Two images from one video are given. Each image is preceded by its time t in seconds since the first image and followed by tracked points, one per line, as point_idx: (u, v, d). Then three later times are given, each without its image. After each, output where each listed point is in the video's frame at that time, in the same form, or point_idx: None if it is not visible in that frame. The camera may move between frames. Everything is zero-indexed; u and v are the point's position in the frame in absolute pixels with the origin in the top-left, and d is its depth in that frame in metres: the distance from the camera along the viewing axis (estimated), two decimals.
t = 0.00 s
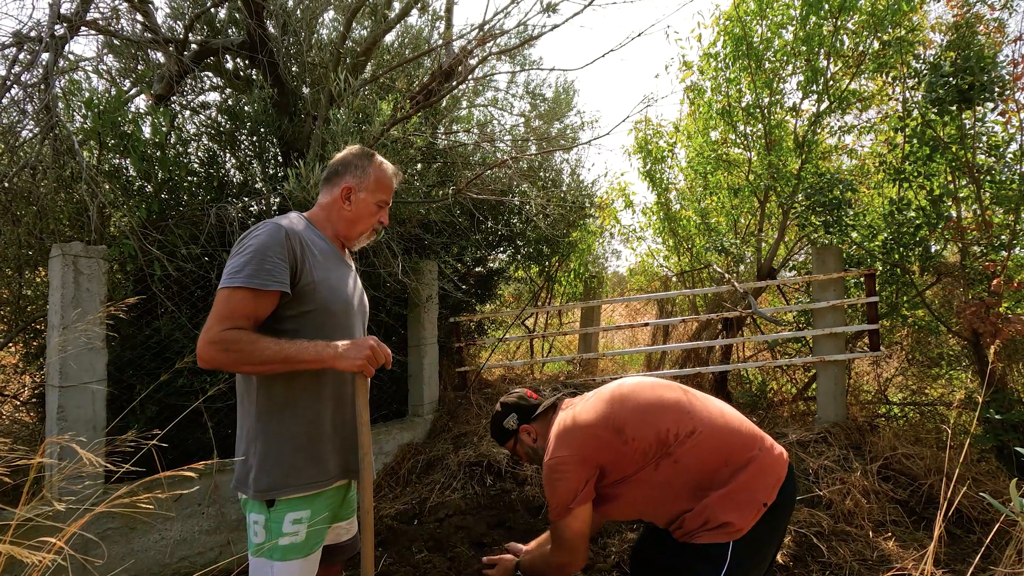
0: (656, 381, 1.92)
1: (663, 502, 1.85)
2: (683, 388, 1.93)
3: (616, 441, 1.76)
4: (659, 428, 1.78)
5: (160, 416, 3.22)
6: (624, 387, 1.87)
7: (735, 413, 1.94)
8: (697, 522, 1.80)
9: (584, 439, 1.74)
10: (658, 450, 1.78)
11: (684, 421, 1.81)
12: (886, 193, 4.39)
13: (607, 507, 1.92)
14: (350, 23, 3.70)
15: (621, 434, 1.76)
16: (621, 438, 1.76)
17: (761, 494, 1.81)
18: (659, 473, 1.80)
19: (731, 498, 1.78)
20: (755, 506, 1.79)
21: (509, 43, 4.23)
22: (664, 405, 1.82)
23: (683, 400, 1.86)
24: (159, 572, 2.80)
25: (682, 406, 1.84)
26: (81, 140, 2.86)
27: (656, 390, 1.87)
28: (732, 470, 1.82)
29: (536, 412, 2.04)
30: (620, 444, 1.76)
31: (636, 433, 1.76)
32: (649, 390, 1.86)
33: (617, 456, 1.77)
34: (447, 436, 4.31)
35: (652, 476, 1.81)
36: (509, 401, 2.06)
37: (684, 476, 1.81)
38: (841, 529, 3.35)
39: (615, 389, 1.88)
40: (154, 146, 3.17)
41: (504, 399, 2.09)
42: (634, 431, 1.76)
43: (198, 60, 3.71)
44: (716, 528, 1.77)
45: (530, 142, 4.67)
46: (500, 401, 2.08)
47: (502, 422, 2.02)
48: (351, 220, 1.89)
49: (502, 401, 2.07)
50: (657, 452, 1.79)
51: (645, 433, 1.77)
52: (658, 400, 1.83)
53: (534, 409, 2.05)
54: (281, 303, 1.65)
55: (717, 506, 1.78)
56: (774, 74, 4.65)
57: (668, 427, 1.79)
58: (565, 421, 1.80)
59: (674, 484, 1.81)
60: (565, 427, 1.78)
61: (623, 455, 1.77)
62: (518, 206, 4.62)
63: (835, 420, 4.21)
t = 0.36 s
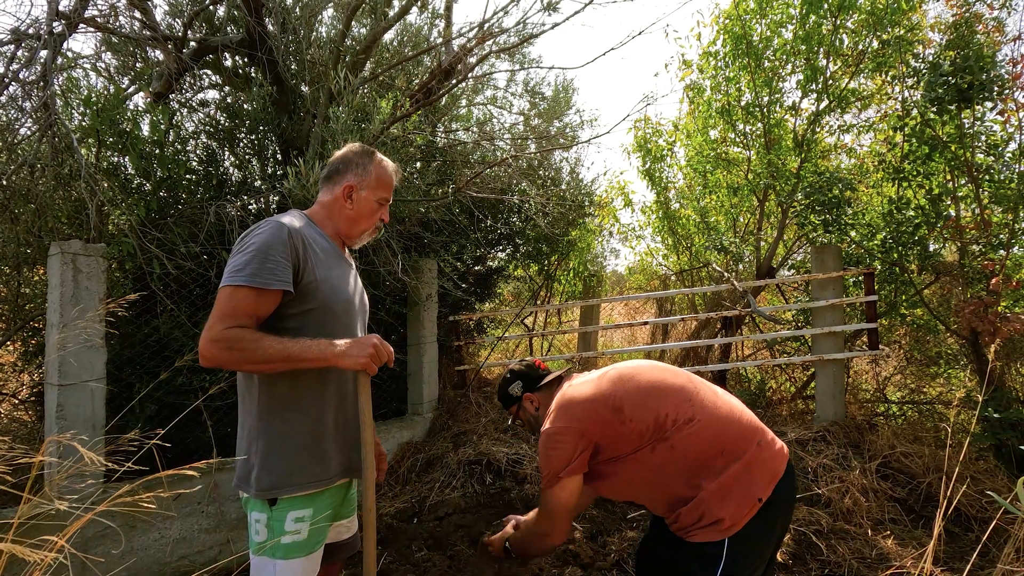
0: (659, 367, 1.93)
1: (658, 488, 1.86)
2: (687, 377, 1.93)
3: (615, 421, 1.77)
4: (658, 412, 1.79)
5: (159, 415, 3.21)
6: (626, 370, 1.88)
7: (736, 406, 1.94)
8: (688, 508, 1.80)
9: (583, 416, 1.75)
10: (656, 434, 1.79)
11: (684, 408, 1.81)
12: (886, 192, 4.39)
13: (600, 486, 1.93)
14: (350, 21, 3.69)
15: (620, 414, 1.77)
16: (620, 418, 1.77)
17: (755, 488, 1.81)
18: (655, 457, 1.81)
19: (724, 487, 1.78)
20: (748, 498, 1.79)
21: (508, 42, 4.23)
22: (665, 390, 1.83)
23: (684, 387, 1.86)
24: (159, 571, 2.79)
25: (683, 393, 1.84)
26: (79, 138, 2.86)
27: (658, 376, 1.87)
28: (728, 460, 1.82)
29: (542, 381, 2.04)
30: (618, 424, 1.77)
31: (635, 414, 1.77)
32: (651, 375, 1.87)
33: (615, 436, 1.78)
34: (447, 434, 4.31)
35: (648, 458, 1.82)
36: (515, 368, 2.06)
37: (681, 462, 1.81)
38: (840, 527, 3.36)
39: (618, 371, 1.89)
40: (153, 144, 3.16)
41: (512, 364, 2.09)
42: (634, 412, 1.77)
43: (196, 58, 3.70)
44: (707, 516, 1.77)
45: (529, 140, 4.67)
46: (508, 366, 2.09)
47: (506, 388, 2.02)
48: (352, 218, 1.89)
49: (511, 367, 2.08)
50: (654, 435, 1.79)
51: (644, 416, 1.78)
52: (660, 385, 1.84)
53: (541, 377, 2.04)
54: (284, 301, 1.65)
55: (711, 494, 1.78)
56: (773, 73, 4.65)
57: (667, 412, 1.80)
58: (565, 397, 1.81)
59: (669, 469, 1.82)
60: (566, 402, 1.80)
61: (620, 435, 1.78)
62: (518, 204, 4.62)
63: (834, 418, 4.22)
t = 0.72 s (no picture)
0: (647, 367, 1.93)
1: (652, 489, 1.86)
2: (676, 376, 1.93)
3: (606, 425, 1.77)
4: (647, 414, 1.79)
5: (155, 412, 3.20)
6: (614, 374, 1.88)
7: (726, 402, 1.94)
8: (682, 506, 1.81)
9: (573, 422, 1.76)
10: (647, 435, 1.80)
11: (674, 408, 1.81)
12: (881, 190, 4.40)
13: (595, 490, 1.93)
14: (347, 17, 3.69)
15: (611, 417, 1.77)
16: (610, 421, 1.77)
17: (748, 482, 1.81)
18: (648, 458, 1.82)
19: (717, 484, 1.79)
20: (741, 494, 1.80)
21: (505, 38, 4.22)
22: (654, 391, 1.83)
23: (673, 387, 1.86)
24: (154, 569, 2.78)
25: (672, 392, 1.85)
26: (73, 134, 2.85)
27: (646, 378, 1.88)
28: (720, 457, 1.82)
29: (536, 395, 2.04)
30: (609, 428, 1.77)
31: (625, 417, 1.78)
32: (640, 378, 1.87)
33: (606, 439, 1.78)
34: (444, 432, 4.31)
35: (640, 460, 1.82)
36: (510, 384, 2.06)
37: (673, 463, 1.81)
38: (835, 524, 3.38)
39: (606, 376, 1.89)
40: (148, 140, 3.14)
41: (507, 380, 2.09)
42: (624, 415, 1.78)
43: (191, 53, 3.68)
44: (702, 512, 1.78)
45: (525, 138, 4.67)
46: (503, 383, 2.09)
47: (502, 404, 2.02)
48: (350, 214, 1.88)
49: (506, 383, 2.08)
50: (645, 437, 1.80)
51: (634, 418, 1.78)
52: (649, 386, 1.84)
53: (535, 391, 2.04)
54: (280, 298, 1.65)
55: (704, 492, 1.79)
56: (770, 71, 4.66)
57: (657, 413, 1.80)
58: (555, 404, 1.81)
59: (662, 469, 1.82)
60: (556, 408, 1.79)
61: (612, 438, 1.78)
62: (514, 201, 4.62)
63: (830, 416, 4.23)
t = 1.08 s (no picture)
0: (630, 375, 1.95)
1: (642, 496, 1.90)
2: (658, 381, 1.95)
3: (590, 438, 1.80)
4: (630, 423, 1.82)
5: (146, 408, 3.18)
6: (597, 385, 1.91)
7: (710, 402, 1.96)
8: (671, 510, 1.85)
9: (557, 437, 1.80)
10: (631, 444, 1.83)
11: (656, 415, 1.84)
12: (870, 188, 4.46)
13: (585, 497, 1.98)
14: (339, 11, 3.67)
15: (594, 430, 1.80)
16: (594, 434, 1.80)
17: (734, 481, 1.84)
18: (635, 466, 1.85)
19: (702, 486, 1.83)
20: (727, 494, 1.82)
21: (498, 34, 4.22)
22: (637, 400, 1.85)
23: (656, 393, 1.88)
24: (146, 565, 2.77)
25: (654, 399, 1.87)
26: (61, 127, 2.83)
27: (629, 386, 1.90)
28: (704, 459, 1.85)
29: (525, 409, 2.06)
30: (593, 440, 1.81)
31: (609, 428, 1.81)
32: (622, 386, 1.89)
33: (591, 452, 1.83)
34: (436, 427, 4.32)
35: (626, 469, 1.86)
36: (498, 400, 2.08)
37: (659, 469, 1.84)
38: (824, 516, 3.43)
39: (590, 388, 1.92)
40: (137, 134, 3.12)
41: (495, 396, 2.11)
42: (607, 427, 1.81)
43: (181, 46, 3.64)
44: (689, 515, 1.82)
45: (518, 134, 4.67)
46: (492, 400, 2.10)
47: (492, 421, 2.04)
48: (345, 209, 1.88)
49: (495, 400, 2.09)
50: (629, 447, 1.83)
51: (618, 429, 1.81)
52: (631, 395, 1.87)
53: (523, 405, 2.06)
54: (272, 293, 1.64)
55: (690, 496, 1.82)
56: (761, 69, 4.69)
57: (640, 422, 1.83)
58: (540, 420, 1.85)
59: (647, 476, 1.86)
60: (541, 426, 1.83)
61: (597, 450, 1.82)
62: (507, 197, 4.63)
63: (818, 410, 4.28)
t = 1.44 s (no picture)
0: (625, 370, 1.98)
1: (637, 488, 1.93)
2: (654, 375, 1.98)
3: (585, 431, 1.85)
4: (624, 416, 1.86)
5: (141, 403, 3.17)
6: (592, 379, 1.95)
7: (705, 395, 1.99)
8: (665, 502, 1.88)
9: (552, 429, 1.84)
10: (625, 436, 1.86)
11: (649, 408, 1.87)
12: (862, 184, 4.50)
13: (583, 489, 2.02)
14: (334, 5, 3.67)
15: (588, 423, 1.84)
16: (588, 427, 1.84)
17: (727, 471, 1.87)
18: (628, 458, 1.88)
19: (696, 477, 1.85)
20: (720, 484, 1.85)
21: (493, 29, 4.22)
22: (630, 393, 1.89)
23: (650, 386, 1.91)
24: (143, 559, 2.76)
25: (647, 392, 1.90)
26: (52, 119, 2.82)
27: (622, 379, 1.94)
28: (698, 451, 1.88)
29: (521, 403, 2.10)
30: (587, 433, 1.85)
31: (603, 421, 1.85)
32: (616, 379, 1.93)
33: (586, 444, 1.87)
34: (432, 422, 4.33)
35: (621, 461, 1.89)
36: (497, 393, 2.11)
37: (653, 461, 1.87)
38: (815, 508, 3.48)
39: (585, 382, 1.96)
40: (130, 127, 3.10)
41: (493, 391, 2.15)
42: (601, 420, 1.85)
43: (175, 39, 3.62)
44: (682, 505, 1.84)
45: (513, 129, 4.68)
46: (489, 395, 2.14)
47: (489, 414, 2.08)
48: (346, 203, 1.89)
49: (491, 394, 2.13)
50: (623, 439, 1.87)
51: (612, 421, 1.85)
52: (625, 389, 1.90)
53: (520, 399, 2.10)
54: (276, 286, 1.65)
55: (683, 488, 1.85)
56: (755, 65, 4.72)
57: (634, 415, 1.86)
58: (536, 413, 1.90)
59: (642, 468, 1.89)
60: (537, 419, 1.88)
61: (591, 441, 1.86)
62: (502, 192, 4.64)
63: (810, 404, 4.34)
